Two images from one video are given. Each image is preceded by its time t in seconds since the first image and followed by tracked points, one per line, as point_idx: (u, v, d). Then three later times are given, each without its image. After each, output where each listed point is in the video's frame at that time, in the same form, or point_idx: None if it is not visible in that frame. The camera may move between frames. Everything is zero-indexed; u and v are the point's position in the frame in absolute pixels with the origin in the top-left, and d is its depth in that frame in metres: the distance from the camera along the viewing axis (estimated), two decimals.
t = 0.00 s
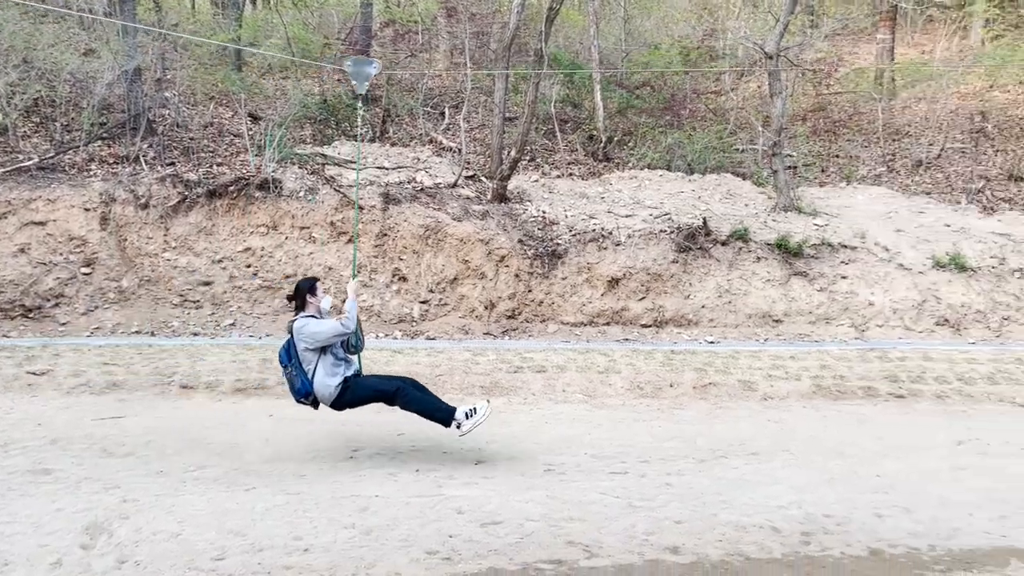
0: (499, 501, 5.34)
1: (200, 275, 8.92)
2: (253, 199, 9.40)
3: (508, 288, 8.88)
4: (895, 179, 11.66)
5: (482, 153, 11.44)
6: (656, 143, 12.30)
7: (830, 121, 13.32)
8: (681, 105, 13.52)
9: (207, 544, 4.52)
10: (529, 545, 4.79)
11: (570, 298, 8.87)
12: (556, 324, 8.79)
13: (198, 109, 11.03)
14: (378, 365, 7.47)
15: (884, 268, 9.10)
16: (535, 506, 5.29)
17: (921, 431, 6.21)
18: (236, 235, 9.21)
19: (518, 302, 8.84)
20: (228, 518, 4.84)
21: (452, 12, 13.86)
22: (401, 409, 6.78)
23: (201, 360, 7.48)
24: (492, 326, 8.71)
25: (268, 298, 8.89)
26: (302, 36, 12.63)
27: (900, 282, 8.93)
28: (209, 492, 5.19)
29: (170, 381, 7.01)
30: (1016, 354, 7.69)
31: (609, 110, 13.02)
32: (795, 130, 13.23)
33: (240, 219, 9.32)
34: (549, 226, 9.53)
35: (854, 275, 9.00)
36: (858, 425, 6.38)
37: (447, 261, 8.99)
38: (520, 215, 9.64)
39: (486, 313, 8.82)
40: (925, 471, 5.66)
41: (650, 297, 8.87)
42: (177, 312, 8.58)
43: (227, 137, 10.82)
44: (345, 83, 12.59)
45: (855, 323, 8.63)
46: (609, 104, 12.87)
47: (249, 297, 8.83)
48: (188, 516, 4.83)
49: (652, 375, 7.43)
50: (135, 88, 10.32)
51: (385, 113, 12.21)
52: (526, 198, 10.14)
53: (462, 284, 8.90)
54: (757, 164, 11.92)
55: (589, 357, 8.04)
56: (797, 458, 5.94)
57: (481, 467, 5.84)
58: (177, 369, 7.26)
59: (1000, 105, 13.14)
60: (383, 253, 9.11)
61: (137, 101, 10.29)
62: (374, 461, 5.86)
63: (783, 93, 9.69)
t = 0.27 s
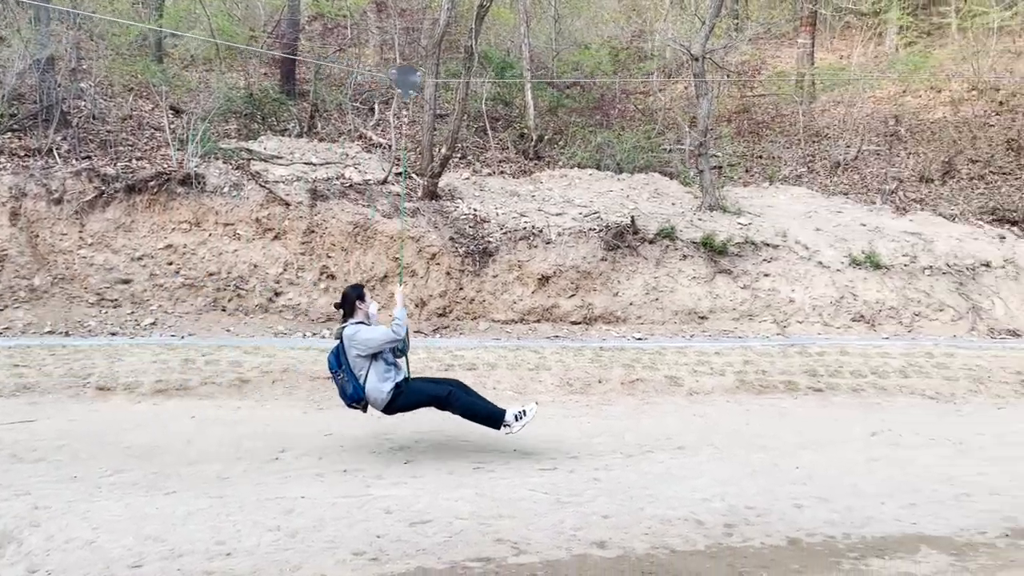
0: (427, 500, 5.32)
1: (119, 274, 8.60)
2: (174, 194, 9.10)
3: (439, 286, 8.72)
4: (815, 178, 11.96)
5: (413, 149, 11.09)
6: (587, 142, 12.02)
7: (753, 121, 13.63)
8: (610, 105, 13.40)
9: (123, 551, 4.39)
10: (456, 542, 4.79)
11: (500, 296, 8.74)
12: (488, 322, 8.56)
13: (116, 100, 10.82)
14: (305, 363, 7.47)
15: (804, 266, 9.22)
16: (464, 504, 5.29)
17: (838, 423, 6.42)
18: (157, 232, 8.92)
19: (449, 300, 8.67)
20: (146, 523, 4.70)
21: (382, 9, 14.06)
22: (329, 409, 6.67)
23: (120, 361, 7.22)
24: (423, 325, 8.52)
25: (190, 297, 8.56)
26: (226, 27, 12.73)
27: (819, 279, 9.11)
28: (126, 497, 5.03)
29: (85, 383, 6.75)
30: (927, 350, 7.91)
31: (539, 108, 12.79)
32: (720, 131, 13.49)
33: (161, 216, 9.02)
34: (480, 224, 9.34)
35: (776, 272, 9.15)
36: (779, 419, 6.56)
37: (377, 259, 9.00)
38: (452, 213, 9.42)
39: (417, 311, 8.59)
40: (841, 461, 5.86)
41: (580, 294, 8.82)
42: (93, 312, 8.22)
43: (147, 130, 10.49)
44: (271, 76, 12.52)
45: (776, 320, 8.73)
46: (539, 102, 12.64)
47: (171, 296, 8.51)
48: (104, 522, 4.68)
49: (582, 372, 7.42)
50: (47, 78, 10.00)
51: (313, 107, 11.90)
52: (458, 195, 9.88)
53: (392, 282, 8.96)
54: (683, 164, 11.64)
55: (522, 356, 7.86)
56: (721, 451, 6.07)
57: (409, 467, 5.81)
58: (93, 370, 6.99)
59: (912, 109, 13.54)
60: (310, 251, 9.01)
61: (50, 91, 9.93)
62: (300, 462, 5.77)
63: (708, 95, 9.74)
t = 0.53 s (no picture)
0: (360, 499, 5.26)
1: (36, 271, 8.11)
2: (96, 188, 8.64)
3: (372, 283, 8.64)
4: (745, 178, 11.79)
5: (346, 144, 10.90)
6: (522, 139, 11.84)
7: (685, 122, 13.50)
8: (546, 103, 13.18)
9: (39, 559, 4.24)
10: (388, 542, 4.75)
11: (436, 293, 8.79)
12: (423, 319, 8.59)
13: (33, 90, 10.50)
14: (234, 363, 7.16)
15: (733, 263, 9.22)
16: (397, 503, 5.24)
17: (768, 415, 6.61)
18: (77, 228, 8.47)
19: (383, 297, 8.67)
20: (64, 530, 4.55)
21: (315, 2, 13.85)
22: (259, 409, 6.50)
23: (39, 359, 6.91)
24: (356, 322, 8.43)
25: (113, 295, 8.14)
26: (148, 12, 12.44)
27: (747, 276, 9.11)
28: (42, 503, 4.85)
29: None
30: (849, 344, 8.12)
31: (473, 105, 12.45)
32: (653, 130, 13.24)
33: (82, 211, 8.58)
34: (415, 220, 9.24)
35: (705, 269, 9.11)
36: (709, 413, 6.69)
37: (308, 256, 8.65)
38: (385, 209, 9.30)
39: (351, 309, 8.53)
40: (768, 453, 6.01)
41: (515, 291, 8.67)
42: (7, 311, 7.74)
43: (67, 122, 10.01)
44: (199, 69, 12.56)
45: (706, 316, 8.76)
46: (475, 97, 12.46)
47: (92, 294, 8.07)
48: (20, 529, 4.51)
49: (517, 368, 7.29)
50: None
51: (243, 101, 11.60)
52: (391, 191, 9.74)
53: (324, 279, 8.60)
54: (617, 163, 11.62)
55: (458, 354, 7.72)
56: (653, 446, 6.16)
57: (342, 467, 5.73)
58: (8, 370, 6.67)
59: (837, 111, 13.83)
60: (239, 247, 8.62)
61: None
62: (229, 463, 5.64)
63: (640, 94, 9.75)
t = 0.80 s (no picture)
0: (298, 500, 5.20)
1: None
2: (20, 182, 8.29)
3: (311, 281, 8.37)
4: (682, 178, 11.76)
5: (285, 140, 10.80)
6: (463, 136, 11.68)
7: (625, 121, 13.31)
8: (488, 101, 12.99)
9: None
10: (327, 544, 4.69)
11: (376, 291, 8.47)
12: (362, 318, 8.32)
13: None
14: (168, 363, 6.99)
15: (671, 261, 9.31)
16: (336, 504, 5.18)
17: (703, 412, 6.68)
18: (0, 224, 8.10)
19: (322, 295, 8.35)
20: None
21: None
22: (194, 409, 6.35)
23: None
24: (295, 321, 8.20)
25: (39, 293, 7.85)
26: (80, 8, 12.63)
27: (685, 274, 9.16)
28: None
29: None
30: (783, 340, 8.30)
31: (413, 102, 12.19)
32: (594, 130, 12.97)
33: (5, 206, 8.19)
34: (355, 216, 8.95)
35: (644, 267, 9.14)
36: (648, 408, 6.78)
37: (244, 253, 8.39)
38: (325, 205, 9.04)
39: (288, 307, 8.26)
40: (704, 448, 6.11)
41: (457, 289, 8.65)
42: None
43: None
44: (129, 59, 12.34)
45: (645, 313, 8.82)
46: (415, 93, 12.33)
47: (16, 293, 7.76)
48: None
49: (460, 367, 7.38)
50: None
51: (176, 95, 11.29)
52: (331, 187, 9.50)
53: (261, 277, 8.32)
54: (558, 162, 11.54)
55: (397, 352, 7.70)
56: (593, 442, 6.22)
57: (280, 467, 5.64)
58: None
59: (771, 112, 13.53)
60: (173, 244, 8.36)
61: None
62: (162, 465, 5.50)
63: (581, 93, 9.69)
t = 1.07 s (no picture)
0: (241, 501, 5.11)
1: None
2: None
3: (255, 278, 8.23)
4: (629, 177, 11.84)
5: (229, 135, 10.59)
6: (411, 133, 11.66)
7: (573, 120, 13.48)
8: (436, 97, 12.77)
9: None
10: (271, 545, 4.62)
11: (322, 289, 8.36)
12: (308, 316, 8.21)
13: None
14: (106, 362, 6.80)
15: (618, 259, 9.39)
16: (280, 504, 5.11)
17: (647, 408, 6.73)
18: None
19: (267, 293, 8.21)
20: None
21: None
22: (133, 410, 6.19)
23: None
24: (239, 319, 8.03)
25: None
26: None
27: (632, 271, 9.24)
28: None
29: None
30: (726, 337, 8.43)
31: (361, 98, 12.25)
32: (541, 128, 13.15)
33: None
34: (300, 213, 8.83)
35: (592, 265, 9.22)
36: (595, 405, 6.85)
37: (186, 250, 8.20)
38: (269, 201, 8.90)
39: (232, 305, 8.10)
40: (649, 443, 6.17)
41: (405, 287, 8.59)
42: None
43: None
44: (65, 50, 12.12)
45: (593, 310, 8.89)
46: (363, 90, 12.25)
47: None
48: None
49: (407, 364, 7.35)
50: None
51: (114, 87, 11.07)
52: (276, 183, 9.34)
53: (204, 274, 8.14)
54: (507, 159, 11.43)
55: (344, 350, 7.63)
56: (540, 438, 6.24)
57: (222, 468, 5.53)
58: None
59: (715, 112, 13.72)
60: (111, 240, 8.13)
61: None
62: (98, 468, 5.35)
63: (529, 92, 9.72)
